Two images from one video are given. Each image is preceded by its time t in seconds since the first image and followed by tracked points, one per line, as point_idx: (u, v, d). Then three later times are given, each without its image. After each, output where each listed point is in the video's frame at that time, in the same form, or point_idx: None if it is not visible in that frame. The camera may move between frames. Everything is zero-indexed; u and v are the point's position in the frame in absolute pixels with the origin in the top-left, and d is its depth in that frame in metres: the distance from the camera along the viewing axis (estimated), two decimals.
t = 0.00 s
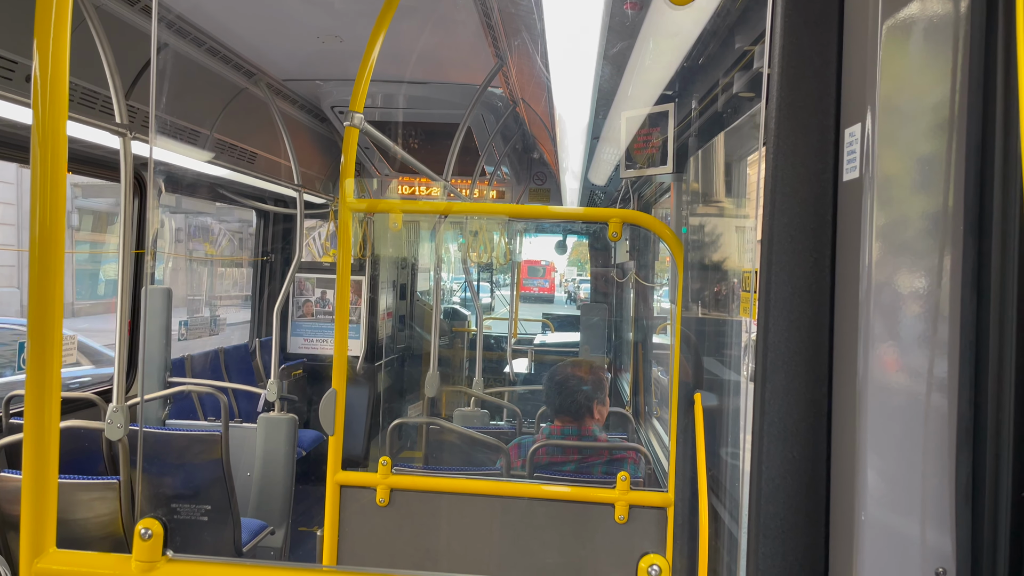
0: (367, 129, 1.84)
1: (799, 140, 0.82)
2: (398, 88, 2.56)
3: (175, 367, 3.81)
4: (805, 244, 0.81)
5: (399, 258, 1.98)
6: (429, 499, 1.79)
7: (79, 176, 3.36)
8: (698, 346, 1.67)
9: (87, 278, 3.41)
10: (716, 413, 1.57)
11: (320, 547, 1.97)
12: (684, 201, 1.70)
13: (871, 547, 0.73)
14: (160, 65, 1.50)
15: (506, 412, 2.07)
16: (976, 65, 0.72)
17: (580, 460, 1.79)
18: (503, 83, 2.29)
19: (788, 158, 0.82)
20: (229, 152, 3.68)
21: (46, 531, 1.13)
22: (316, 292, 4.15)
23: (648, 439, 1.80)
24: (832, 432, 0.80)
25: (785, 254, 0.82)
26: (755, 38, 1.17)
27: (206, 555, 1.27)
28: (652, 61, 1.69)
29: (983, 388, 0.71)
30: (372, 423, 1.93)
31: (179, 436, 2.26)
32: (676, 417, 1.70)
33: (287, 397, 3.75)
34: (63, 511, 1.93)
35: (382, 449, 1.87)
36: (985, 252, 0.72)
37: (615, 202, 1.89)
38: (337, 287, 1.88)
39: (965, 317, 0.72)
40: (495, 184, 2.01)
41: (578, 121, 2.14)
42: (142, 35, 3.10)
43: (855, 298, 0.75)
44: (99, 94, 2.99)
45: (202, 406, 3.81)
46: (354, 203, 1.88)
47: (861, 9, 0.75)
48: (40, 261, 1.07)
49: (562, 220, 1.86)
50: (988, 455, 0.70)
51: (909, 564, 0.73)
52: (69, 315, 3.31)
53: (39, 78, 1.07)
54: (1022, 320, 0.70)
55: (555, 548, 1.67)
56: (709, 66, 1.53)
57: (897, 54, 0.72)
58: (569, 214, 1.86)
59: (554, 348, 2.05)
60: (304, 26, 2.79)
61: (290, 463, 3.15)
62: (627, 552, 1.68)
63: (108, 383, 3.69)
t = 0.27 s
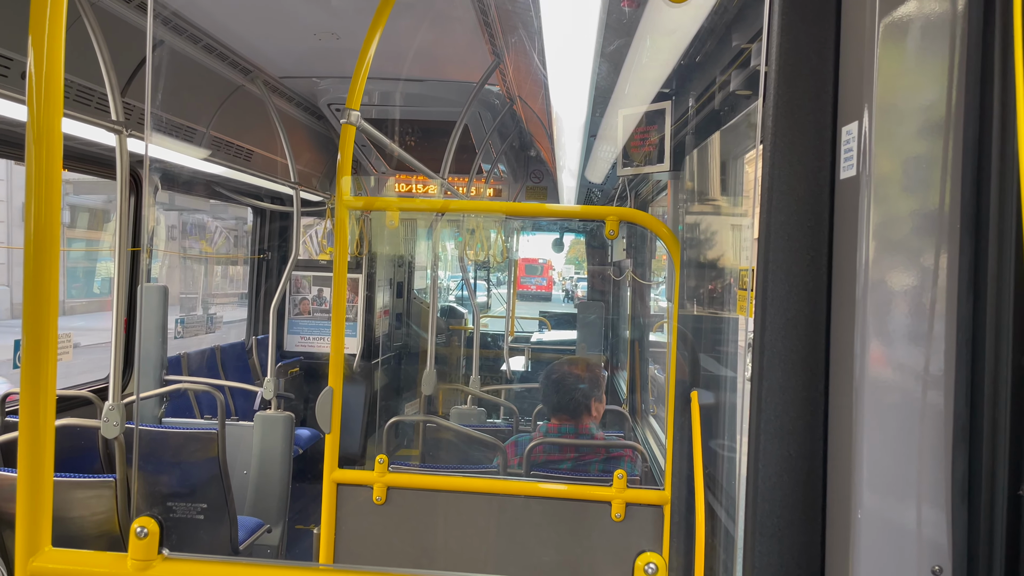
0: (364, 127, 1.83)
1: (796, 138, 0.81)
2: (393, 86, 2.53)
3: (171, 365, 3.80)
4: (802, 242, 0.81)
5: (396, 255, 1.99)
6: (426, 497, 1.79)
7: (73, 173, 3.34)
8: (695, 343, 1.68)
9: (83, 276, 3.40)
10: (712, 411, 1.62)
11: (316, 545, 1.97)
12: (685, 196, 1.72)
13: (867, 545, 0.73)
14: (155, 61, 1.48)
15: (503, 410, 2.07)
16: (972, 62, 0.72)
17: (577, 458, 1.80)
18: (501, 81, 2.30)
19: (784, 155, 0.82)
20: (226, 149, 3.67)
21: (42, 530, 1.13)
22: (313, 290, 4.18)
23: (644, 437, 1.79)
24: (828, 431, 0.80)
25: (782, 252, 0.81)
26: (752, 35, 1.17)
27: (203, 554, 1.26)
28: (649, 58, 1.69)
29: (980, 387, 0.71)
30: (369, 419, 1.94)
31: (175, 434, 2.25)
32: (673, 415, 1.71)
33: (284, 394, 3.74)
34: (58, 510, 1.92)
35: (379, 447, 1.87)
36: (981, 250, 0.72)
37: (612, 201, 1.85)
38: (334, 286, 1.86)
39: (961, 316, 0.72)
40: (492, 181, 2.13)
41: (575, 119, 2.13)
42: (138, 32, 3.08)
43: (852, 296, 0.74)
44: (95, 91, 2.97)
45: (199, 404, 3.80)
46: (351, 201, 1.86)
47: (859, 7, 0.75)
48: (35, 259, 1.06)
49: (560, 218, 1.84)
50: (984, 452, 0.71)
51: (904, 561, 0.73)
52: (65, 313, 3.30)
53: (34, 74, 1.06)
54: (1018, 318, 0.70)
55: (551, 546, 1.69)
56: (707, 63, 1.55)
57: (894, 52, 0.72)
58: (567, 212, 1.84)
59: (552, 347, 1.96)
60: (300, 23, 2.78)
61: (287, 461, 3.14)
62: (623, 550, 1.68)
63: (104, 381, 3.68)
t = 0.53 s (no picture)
0: (361, 124, 1.83)
1: (795, 136, 0.81)
2: (392, 83, 2.45)
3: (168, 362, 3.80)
4: (800, 240, 0.81)
5: (394, 253, 2.02)
6: (424, 495, 1.79)
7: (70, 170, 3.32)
8: (692, 340, 1.67)
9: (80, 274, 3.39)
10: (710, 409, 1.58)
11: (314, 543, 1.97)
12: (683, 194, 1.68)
13: (864, 544, 0.73)
14: (153, 58, 1.47)
15: (501, 408, 2.06)
16: (971, 59, 0.72)
17: (574, 457, 1.81)
18: (499, 78, 2.30)
19: (782, 153, 0.81)
20: (223, 146, 3.74)
21: (38, 527, 1.12)
22: (310, 289, 4.10)
23: (642, 435, 1.80)
24: (825, 429, 0.80)
25: (779, 250, 0.81)
26: (751, 34, 1.17)
27: (200, 551, 1.25)
28: (647, 57, 1.69)
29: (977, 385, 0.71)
30: (366, 419, 1.95)
31: (172, 432, 2.25)
32: (670, 413, 1.71)
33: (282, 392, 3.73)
34: (55, 507, 1.91)
35: (377, 445, 1.88)
36: (979, 248, 0.71)
37: (609, 199, 1.88)
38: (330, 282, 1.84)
39: (959, 314, 0.72)
40: (489, 180, 2.05)
41: (573, 116, 2.11)
42: (135, 28, 3.07)
43: (849, 295, 0.74)
44: (92, 88, 2.96)
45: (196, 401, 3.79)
46: (348, 198, 1.86)
47: (857, 4, 0.75)
48: (32, 255, 1.06)
49: (558, 216, 1.86)
50: (981, 451, 0.71)
51: (901, 559, 0.73)
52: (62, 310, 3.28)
53: (31, 70, 1.05)
54: (1016, 316, 0.70)
55: (549, 544, 1.69)
56: (705, 61, 1.54)
57: (892, 50, 0.72)
58: (564, 210, 1.87)
59: (550, 344, 1.99)
60: (298, 21, 2.76)
61: (284, 458, 3.14)
62: (621, 548, 1.68)
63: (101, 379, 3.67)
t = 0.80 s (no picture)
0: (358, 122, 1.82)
1: (792, 135, 0.81)
2: (389, 83, 2.55)
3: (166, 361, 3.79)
4: (797, 239, 0.81)
5: (392, 252, 1.95)
6: (421, 494, 1.79)
7: (66, 167, 3.31)
8: (689, 339, 1.69)
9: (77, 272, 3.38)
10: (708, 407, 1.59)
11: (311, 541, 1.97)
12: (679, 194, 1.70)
13: (861, 542, 0.73)
14: (149, 56, 1.46)
15: (498, 407, 2.01)
16: (969, 59, 0.72)
17: (571, 455, 1.82)
18: (496, 77, 2.28)
19: (780, 153, 0.82)
20: (219, 145, 3.62)
21: (34, 525, 1.11)
22: (308, 286, 4.17)
23: (639, 434, 1.79)
24: (822, 428, 0.80)
25: (777, 249, 0.81)
26: (749, 33, 1.17)
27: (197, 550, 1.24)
28: (645, 55, 1.69)
29: (973, 384, 0.71)
30: (364, 416, 1.95)
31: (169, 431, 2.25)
32: (667, 412, 1.72)
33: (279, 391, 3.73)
34: (52, 506, 1.91)
35: (374, 443, 1.90)
36: (976, 248, 0.72)
37: (609, 196, 1.86)
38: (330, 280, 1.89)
39: (955, 314, 0.73)
40: (487, 179, 2.09)
41: (571, 116, 2.09)
42: (132, 26, 3.05)
43: (847, 294, 0.75)
44: (89, 86, 2.96)
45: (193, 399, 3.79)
46: (346, 197, 1.87)
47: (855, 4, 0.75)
48: (29, 254, 1.05)
49: (555, 215, 1.86)
50: (977, 449, 0.71)
51: (898, 558, 0.73)
52: (59, 308, 3.28)
53: (27, 68, 1.04)
54: (1013, 316, 0.70)
55: (546, 543, 1.69)
56: (703, 61, 1.53)
57: (890, 50, 0.72)
58: (562, 209, 1.87)
59: (548, 344, 1.95)
60: (296, 19, 2.75)
61: (281, 457, 3.13)
62: (618, 547, 1.68)
63: (99, 377, 3.66)
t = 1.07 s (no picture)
0: (356, 122, 1.82)
1: (789, 135, 0.81)
2: (388, 82, 2.59)
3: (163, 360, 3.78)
4: (795, 239, 0.81)
5: (389, 251, 1.95)
6: (419, 493, 1.79)
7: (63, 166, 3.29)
8: (687, 338, 1.67)
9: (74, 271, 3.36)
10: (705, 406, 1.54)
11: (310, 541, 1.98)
12: (673, 194, 1.69)
13: (858, 542, 0.73)
14: (147, 55, 1.46)
15: (495, 407, 1.98)
16: (966, 58, 0.72)
17: (569, 454, 1.82)
18: (494, 77, 2.28)
19: (777, 153, 0.82)
20: (217, 145, 3.64)
21: (32, 525, 1.11)
22: (305, 286, 4.19)
23: (637, 433, 1.80)
24: (819, 428, 0.80)
25: (774, 248, 0.81)
26: (746, 33, 1.17)
27: (194, 550, 1.24)
28: (643, 55, 1.68)
29: (970, 384, 0.71)
30: (361, 419, 1.96)
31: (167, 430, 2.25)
32: (665, 411, 1.71)
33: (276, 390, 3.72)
34: (49, 505, 1.91)
35: (372, 442, 1.91)
36: (973, 248, 0.72)
37: (607, 196, 1.90)
38: (325, 280, 1.93)
39: (952, 314, 0.73)
40: (484, 178, 2.06)
41: (569, 114, 2.09)
42: (129, 25, 3.04)
43: (844, 295, 0.75)
44: (86, 84, 2.95)
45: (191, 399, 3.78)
46: (343, 196, 1.90)
47: (852, 5, 0.75)
48: (25, 252, 1.05)
49: (553, 214, 1.87)
50: (974, 450, 0.71)
51: (895, 558, 0.73)
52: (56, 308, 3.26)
53: (25, 67, 1.04)
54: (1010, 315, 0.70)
55: (544, 543, 1.70)
56: (700, 60, 1.50)
57: (887, 49, 0.72)
58: (561, 209, 1.88)
59: (544, 342, 1.99)
60: (293, 18, 2.74)
61: (278, 456, 3.13)
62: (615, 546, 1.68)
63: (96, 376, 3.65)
